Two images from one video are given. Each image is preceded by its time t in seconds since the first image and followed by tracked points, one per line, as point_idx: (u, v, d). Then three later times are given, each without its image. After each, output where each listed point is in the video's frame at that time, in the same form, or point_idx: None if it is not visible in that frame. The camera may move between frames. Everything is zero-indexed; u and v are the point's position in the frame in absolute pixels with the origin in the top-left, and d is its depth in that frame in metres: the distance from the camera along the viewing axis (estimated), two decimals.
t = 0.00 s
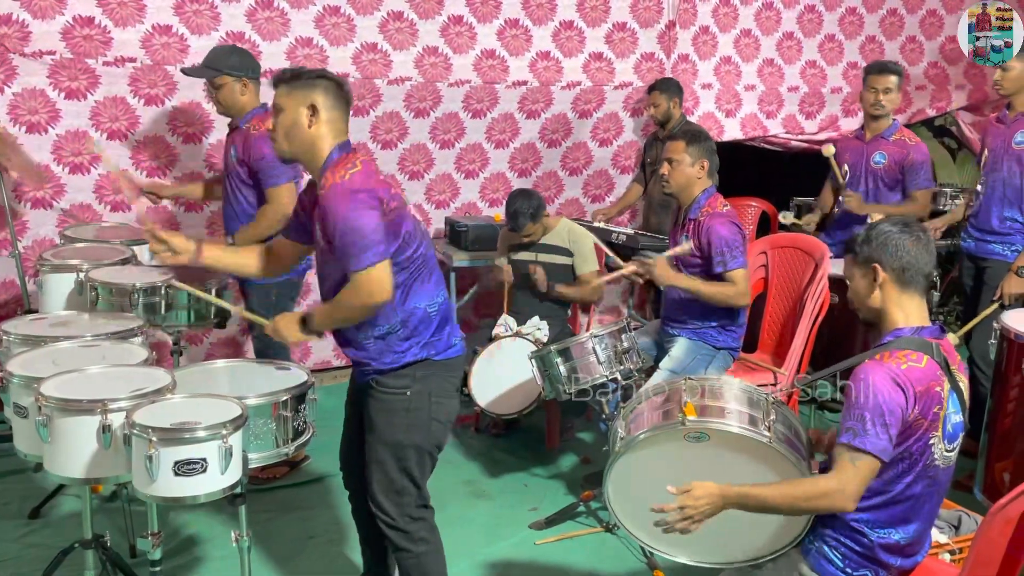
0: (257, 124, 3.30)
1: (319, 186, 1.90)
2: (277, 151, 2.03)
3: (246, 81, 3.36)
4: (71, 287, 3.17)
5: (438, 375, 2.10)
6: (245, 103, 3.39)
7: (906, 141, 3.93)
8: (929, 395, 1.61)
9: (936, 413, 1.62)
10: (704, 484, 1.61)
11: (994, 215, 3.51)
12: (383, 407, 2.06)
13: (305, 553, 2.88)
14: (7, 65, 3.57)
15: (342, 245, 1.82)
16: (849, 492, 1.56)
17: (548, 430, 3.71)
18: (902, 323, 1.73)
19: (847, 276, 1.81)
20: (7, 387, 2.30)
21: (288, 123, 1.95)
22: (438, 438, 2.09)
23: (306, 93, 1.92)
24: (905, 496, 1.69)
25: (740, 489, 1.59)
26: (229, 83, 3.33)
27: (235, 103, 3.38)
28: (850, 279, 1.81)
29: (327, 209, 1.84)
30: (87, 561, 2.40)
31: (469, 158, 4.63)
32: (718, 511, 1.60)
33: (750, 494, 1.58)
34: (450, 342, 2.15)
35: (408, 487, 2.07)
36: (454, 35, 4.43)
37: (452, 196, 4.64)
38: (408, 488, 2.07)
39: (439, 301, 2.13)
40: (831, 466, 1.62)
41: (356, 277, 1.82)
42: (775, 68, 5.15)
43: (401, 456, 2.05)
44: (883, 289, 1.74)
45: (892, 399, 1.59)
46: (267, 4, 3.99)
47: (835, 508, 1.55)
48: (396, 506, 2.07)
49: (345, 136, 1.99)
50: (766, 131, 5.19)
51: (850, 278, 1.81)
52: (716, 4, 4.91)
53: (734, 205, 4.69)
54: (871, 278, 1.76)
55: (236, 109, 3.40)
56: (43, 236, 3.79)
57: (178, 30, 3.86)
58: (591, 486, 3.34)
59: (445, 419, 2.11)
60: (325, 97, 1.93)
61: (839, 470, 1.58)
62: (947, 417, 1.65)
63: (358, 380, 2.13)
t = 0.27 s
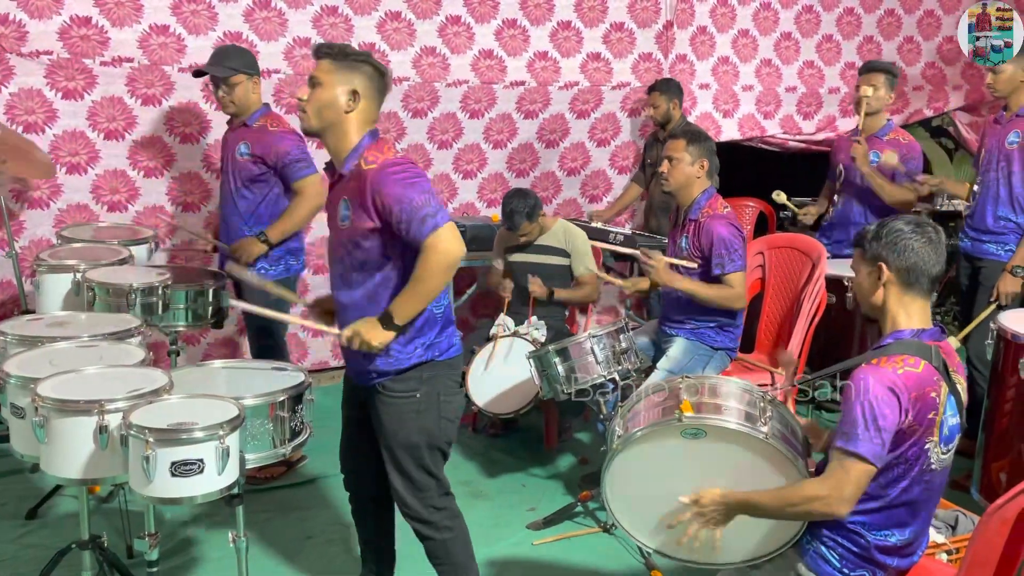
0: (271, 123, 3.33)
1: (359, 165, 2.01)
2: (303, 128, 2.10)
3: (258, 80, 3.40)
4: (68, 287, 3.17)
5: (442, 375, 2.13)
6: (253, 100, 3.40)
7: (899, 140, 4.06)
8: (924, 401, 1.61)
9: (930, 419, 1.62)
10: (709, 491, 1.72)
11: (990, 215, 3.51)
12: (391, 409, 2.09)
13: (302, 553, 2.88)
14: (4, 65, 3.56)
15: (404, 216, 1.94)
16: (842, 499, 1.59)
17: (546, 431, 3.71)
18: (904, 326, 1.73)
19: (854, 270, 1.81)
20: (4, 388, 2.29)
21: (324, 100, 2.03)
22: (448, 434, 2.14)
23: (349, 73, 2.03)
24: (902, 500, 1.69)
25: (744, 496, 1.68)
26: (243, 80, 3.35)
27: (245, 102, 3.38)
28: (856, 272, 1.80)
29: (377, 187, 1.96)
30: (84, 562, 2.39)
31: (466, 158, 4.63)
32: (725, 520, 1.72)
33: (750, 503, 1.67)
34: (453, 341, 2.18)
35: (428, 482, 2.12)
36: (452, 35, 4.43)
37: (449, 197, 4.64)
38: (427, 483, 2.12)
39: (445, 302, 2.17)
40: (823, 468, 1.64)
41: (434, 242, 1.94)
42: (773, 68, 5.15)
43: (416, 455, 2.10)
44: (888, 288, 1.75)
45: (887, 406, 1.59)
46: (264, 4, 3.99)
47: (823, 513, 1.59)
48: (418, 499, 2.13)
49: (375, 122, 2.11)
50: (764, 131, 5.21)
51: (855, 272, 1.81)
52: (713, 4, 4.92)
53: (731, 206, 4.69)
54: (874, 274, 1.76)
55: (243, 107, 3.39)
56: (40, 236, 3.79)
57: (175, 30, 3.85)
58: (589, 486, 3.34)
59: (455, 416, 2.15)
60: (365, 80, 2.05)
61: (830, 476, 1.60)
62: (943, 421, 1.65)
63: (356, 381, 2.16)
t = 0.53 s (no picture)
0: (280, 123, 3.33)
1: (408, 168, 2.02)
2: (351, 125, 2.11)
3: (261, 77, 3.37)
4: (66, 287, 3.16)
5: (462, 380, 2.14)
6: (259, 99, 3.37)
7: (886, 138, 4.02)
8: (918, 400, 1.61)
9: (924, 418, 1.62)
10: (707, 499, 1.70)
11: (988, 215, 3.51)
12: (417, 414, 2.12)
13: (300, 553, 2.88)
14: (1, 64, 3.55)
15: (439, 240, 1.95)
16: (834, 491, 1.57)
17: (544, 430, 3.71)
18: (903, 326, 1.74)
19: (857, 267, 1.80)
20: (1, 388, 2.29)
21: (373, 98, 2.04)
22: (476, 435, 2.17)
23: (399, 72, 2.05)
24: (900, 499, 1.69)
25: (743, 499, 1.66)
26: (250, 80, 3.31)
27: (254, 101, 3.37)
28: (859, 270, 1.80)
29: (420, 199, 1.97)
30: (81, 562, 2.39)
31: (465, 158, 4.62)
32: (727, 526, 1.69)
33: (745, 503, 1.65)
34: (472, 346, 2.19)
35: (457, 481, 2.17)
36: (449, 34, 4.42)
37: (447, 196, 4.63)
38: (456, 482, 2.17)
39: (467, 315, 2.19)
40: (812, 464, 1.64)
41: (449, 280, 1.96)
42: (771, 68, 5.15)
43: (444, 457, 2.14)
44: (890, 291, 1.74)
45: (881, 403, 1.59)
46: (262, 3, 3.98)
47: (818, 506, 1.57)
48: (447, 497, 2.18)
49: (423, 123, 2.13)
50: (762, 131, 5.20)
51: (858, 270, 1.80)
52: (711, 4, 4.92)
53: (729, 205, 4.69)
54: (876, 275, 1.75)
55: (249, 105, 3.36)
56: (37, 236, 3.78)
57: (173, 29, 3.85)
58: (587, 486, 3.34)
59: (481, 416, 2.17)
60: (415, 80, 2.07)
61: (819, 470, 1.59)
62: (939, 421, 1.65)
63: (374, 388, 2.18)
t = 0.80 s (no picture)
0: (288, 123, 3.35)
1: (442, 170, 2.01)
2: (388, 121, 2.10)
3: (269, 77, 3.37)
4: (64, 287, 3.15)
5: (475, 387, 2.14)
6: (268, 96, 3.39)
7: (875, 132, 4.06)
8: (916, 397, 1.61)
9: (922, 415, 1.62)
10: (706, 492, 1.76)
11: (986, 215, 3.52)
12: (428, 420, 2.13)
13: (299, 553, 2.88)
14: None
15: (463, 248, 1.93)
16: (839, 498, 1.60)
17: (543, 430, 3.70)
18: (897, 326, 1.74)
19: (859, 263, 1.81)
20: None
21: (413, 95, 2.03)
22: (487, 440, 2.17)
23: (440, 70, 2.04)
24: (898, 497, 1.69)
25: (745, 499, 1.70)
26: (261, 78, 3.33)
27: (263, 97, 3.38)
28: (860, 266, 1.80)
29: (450, 204, 1.96)
30: (79, 562, 2.38)
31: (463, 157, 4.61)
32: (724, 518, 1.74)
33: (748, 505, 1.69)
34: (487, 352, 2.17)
35: (462, 486, 2.17)
36: (448, 34, 4.42)
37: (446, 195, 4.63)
38: (462, 488, 2.17)
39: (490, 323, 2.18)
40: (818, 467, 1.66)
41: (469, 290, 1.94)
42: (770, 67, 5.16)
43: (452, 462, 2.14)
44: (887, 288, 1.75)
45: (880, 401, 1.59)
46: (260, 3, 3.98)
47: (823, 512, 1.60)
48: (452, 502, 2.18)
49: (462, 122, 2.11)
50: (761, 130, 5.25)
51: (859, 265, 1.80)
52: (710, 3, 4.92)
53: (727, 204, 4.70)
54: (876, 272, 1.76)
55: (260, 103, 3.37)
56: (35, 236, 3.78)
57: (171, 29, 3.84)
58: (586, 486, 3.34)
59: (490, 423, 2.17)
60: (456, 78, 2.06)
61: (825, 478, 1.61)
62: (936, 419, 1.65)
63: (384, 390, 2.18)
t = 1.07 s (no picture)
0: (298, 123, 3.34)
1: (461, 173, 2.01)
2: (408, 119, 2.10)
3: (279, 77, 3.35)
4: (62, 287, 3.15)
5: (479, 388, 2.13)
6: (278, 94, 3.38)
7: (866, 133, 4.08)
8: (916, 396, 1.62)
9: (923, 414, 1.62)
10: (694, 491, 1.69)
11: (985, 214, 3.52)
12: (434, 421, 2.13)
13: (298, 553, 2.88)
14: None
15: (476, 250, 1.94)
16: (830, 494, 1.59)
17: (542, 430, 3.70)
18: (897, 325, 1.74)
19: (857, 261, 1.81)
20: None
21: (436, 96, 2.03)
22: (491, 444, 2.17)
23: (465, 74, 2.04)
24: (897, 496, 1.69)
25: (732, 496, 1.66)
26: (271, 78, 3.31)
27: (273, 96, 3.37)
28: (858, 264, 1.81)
29: (468, 204, 1.96)
30: (78, 562, 2.38)
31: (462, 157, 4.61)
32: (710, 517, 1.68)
33: (734, 499, 1.66)
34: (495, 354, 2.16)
35: (467, 486, 2.17)
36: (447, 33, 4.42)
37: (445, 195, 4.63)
38: (466, 488, 2.17)
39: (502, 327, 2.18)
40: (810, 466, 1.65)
41: (478, 294, 1.95)
42: (768, 67, 5.16)
43: (458, 463, 2.14)
44: (884, 288, 1.75)
45: (880, 401, 1.59)
46: (259, 3, 3.98)
47: (814, 508, 1.59)
48: (455, 502, 2.18)
49: (481, 125, 2.11)
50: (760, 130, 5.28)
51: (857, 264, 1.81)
52: (709, 3, 4.93)
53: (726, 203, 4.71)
54: (874, 271, 1.76)
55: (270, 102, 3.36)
56: (34, 236, 3.77)
57: (170, 28, 3.84)
58: (585, 485, 3.34)
59: (497, 426, 2.17)
60: (480, 83, 2.06)
61: (818, 471, 1.61)
62: (936, 418, 1.65)
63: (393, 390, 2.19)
